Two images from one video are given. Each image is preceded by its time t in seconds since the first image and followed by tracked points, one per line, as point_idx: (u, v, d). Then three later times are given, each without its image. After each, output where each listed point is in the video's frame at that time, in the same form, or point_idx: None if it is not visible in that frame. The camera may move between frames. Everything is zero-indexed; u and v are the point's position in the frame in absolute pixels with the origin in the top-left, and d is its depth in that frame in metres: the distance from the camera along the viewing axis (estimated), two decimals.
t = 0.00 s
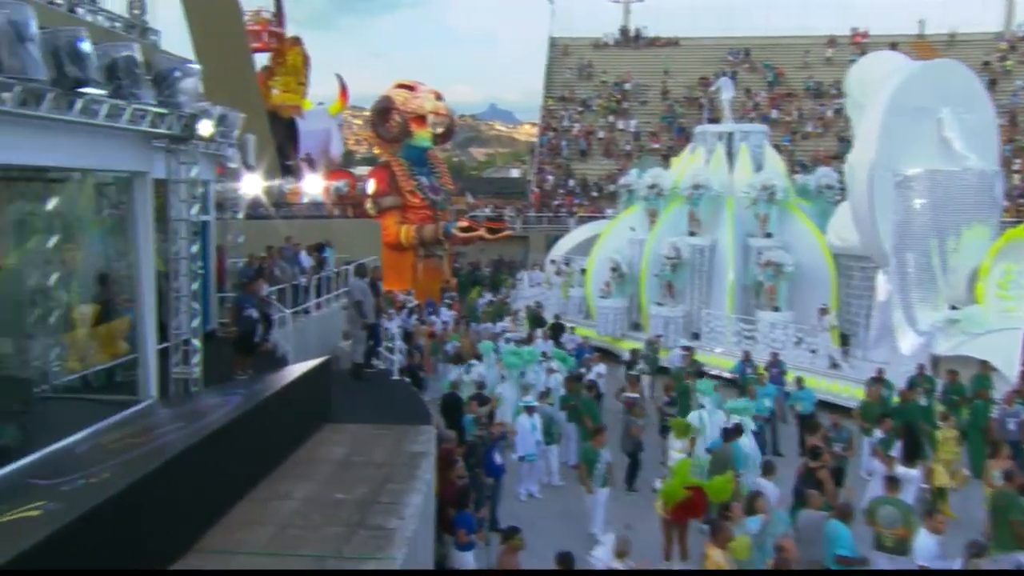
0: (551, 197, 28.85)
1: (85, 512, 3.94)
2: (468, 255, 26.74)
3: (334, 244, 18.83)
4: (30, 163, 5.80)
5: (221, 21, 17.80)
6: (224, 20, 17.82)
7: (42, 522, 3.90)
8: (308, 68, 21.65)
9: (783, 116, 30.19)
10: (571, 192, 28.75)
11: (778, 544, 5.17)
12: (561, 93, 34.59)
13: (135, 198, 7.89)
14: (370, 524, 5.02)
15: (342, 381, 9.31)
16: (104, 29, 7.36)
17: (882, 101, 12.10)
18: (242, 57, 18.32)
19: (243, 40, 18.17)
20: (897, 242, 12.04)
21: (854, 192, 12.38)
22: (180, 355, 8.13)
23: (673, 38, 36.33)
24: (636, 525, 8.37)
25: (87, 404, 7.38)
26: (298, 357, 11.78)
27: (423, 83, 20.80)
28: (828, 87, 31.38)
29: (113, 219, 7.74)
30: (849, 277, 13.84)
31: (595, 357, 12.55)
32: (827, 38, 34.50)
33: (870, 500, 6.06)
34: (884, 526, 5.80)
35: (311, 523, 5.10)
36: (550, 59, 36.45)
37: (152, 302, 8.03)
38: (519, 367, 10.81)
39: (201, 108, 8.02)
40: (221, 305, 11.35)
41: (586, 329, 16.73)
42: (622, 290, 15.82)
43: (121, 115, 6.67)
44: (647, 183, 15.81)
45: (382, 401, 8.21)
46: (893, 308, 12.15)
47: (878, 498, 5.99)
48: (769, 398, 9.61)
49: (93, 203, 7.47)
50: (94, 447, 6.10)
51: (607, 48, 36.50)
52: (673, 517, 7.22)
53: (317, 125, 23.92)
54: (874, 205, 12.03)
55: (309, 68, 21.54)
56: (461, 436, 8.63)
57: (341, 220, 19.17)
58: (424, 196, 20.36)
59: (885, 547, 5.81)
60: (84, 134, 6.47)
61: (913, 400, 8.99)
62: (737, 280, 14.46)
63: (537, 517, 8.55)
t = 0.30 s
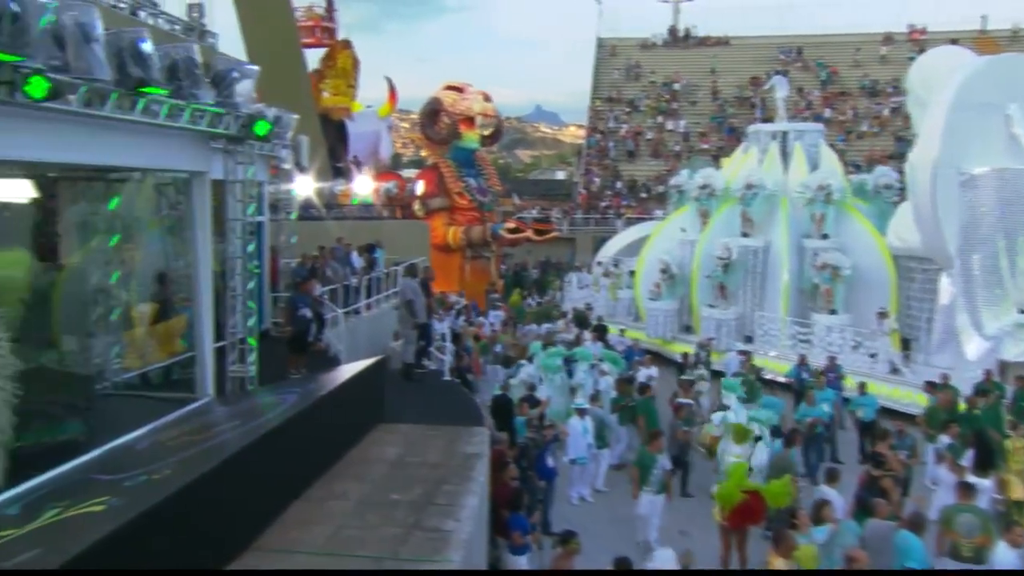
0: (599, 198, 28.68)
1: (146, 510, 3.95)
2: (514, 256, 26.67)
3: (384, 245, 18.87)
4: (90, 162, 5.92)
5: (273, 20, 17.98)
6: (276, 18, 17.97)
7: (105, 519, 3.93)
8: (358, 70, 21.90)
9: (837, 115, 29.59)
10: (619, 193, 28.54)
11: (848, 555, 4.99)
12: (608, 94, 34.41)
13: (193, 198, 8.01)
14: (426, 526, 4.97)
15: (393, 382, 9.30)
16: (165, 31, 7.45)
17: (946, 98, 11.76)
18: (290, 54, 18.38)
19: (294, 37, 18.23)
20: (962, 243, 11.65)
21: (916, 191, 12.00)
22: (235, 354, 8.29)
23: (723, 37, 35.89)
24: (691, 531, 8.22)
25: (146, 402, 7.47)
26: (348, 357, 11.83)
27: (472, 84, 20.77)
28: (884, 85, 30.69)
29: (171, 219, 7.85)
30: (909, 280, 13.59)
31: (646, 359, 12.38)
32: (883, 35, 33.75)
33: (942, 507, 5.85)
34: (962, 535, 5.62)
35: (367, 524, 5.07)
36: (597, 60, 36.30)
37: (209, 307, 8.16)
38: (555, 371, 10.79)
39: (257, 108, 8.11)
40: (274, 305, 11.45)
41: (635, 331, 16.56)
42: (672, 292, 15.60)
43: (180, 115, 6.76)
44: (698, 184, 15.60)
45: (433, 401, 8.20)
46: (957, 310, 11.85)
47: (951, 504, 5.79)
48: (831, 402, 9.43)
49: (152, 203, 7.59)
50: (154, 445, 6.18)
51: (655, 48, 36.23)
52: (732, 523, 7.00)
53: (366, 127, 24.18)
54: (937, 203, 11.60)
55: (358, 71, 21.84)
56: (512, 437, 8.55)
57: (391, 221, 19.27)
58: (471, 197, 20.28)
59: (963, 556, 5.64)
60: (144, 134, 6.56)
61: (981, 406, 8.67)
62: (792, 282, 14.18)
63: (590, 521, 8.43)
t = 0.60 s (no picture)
0: (646, 199, 28.41)
1: (205, 508, 3.96)
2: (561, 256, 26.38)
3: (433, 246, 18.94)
4: (149, 160, 6.01)
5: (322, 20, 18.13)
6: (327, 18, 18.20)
7: (164, 516, 3.94)
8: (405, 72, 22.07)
9: (893, 113, 28.91)
10: (667, 194, 28.25)
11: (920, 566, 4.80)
12: (656, 94, 34.12)
13: (249, 196, 7.90)
14: (481, 528, 4.90)
15: (443, 382, 9.30)
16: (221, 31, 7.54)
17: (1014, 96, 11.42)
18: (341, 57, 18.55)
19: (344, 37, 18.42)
20: None
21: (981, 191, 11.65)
22: (289, 352, 8.34)
23: (774, 35, 35.37)
24: (747, 539, 8.03)
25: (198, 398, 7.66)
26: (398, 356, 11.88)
27: (518, 85, 20.90)
28: (942, 82, 29.89)
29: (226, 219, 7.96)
30: (974, 282, 12.91)
31: (698, 361, 12.18)
32: (942, 31, 32.89)
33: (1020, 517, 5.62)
34: None
35: (422, 525, 5.01)
36: (644, 60, 36.10)
37: (264, 306, 7.95)
38: (590, 371, 10.79)
39: (309, 108, 8.15)
40: (325, 304, 11.53)
41: (684, 333, 16.36)
42: (722, 295, 15.37)
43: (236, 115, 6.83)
44: (750, 183, 15.28)
45: (483, 401, 8.17)
46: None
47: None
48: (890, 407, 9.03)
49: (208, 203, 7.67)
50: (211, 442, 6.21)
51: (703, 47, 35.93)
52: (791, 531, 6.79)
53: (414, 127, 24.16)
54: (1006, 204, 11.20)
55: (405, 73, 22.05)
56: (562, 440, 8.34)
57: (440, 221, 19.33)
58: (518, 198, 20.25)
59: None
60: (201, 134, 6.63)
61: None
62: (848, 284, 13.87)
63: (643, 526, 8.30)
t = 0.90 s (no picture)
0: (693, 199, 28.05)
1: (261, 506, 3.95)
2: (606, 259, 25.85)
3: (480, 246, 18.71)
4: (204, 159, 6.05)
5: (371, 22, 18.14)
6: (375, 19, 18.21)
7: (221, 514, 3.93)
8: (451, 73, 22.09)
9: (951, 110, 28.17)
10: (715, 194, 27.89)
11: None
12: (703, 93, 33.77)
13: (301, 198, 8.06)
14: (535, 531, 4.82)
15: (492, 382, 9.26)
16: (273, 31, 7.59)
17: None
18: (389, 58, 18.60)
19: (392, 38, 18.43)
20: None
21: None
22: (340, 350, 8.43)
23: (825, 33, 34.78)
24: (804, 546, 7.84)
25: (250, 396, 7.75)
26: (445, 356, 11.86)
27: (564, 85, 20.84)
28: (1003, 78, 29.03)
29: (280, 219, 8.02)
30: None
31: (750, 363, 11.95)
32: (1003, 26, 31.97)
33: None
34: None
35: (475, 526, 4.94)
36: (692, 59, 35.86)
37: (315, 304, 8.05)
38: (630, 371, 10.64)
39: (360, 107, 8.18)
40: (374, 304, 11.57)
41: (734, 335, 16.12)
42: (773, 296, 15.11)
43: (289, 113, 6.87)
44: (802, 181, 14.95)
45: (533, 401, 8.11)
46: None
47: None
48: (952, 413, 8.67)
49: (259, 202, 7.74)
50: (262, 441, 6.24)
51: (751, 45, 35.55)
52: (850, 539, 6.60)
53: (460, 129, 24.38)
54: None
55: (451, 74, 22.07)
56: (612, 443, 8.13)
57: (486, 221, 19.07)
58: (564, 198, 20.17)
59: None
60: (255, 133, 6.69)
61: None
62: (906, 286, 13.51)
63: (697, 531, 8.13)
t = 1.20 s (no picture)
0: (741, 199, 27.66)
1: (317, 505, 3.92)
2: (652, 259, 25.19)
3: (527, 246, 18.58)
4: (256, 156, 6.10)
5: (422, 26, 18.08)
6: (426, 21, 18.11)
7: (277, 511, 3.92)
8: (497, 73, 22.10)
9: (1012, 107, 27.31)
10: (764, 194, 27.43)
11: None
12: (752, 92, 33.44)
13: (351, 195, 8.23)
14: (591, 535, 4.72)
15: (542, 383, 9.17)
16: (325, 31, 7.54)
17: None
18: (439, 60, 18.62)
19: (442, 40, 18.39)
20: None
21: None
22: (389, 350, 8.51)
23: (879, 29, 34.08)
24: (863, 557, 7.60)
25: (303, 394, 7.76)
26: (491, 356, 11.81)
27: (610, 85, 20.73)
28: None
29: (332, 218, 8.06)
30: None
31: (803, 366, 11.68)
32: None
33: None
34: None
35: (528, 529, 4.86)
36: (740, 58, 35.54)
37: (364, 304, 8.28)
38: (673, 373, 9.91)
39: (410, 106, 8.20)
40: (421, 303, 11.57)
41: (786, 338, 15.81)
42: (826, 298, 14.78)
43: (341, 112, 6.94)
44: (858, 181, 14.67)
45: (583, 402, 8.02)
46: None
47: None
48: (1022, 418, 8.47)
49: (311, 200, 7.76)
50: (313, 440, 6.26)
51: (802, 43, 35.07)
52: (914, 552, 6.25)
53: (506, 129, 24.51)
54: None
55: (497, 75, 22.08)
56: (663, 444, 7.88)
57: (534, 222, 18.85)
58: (610, 199, 19.99)
59: None
60: (304, 130, 6.76)
61: None
62: (966, 288, 13.23)
63: (752, 537, 7.95)
